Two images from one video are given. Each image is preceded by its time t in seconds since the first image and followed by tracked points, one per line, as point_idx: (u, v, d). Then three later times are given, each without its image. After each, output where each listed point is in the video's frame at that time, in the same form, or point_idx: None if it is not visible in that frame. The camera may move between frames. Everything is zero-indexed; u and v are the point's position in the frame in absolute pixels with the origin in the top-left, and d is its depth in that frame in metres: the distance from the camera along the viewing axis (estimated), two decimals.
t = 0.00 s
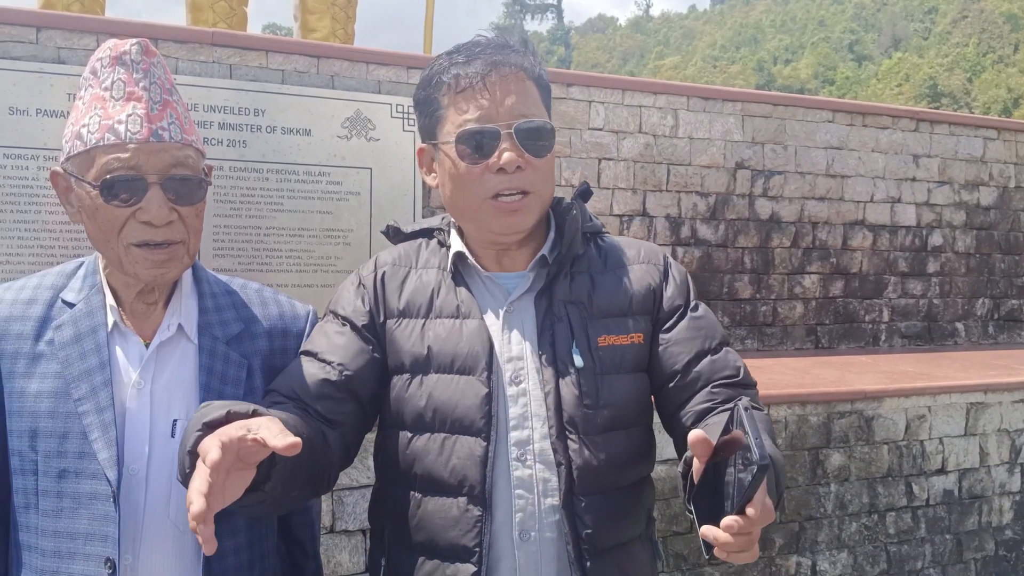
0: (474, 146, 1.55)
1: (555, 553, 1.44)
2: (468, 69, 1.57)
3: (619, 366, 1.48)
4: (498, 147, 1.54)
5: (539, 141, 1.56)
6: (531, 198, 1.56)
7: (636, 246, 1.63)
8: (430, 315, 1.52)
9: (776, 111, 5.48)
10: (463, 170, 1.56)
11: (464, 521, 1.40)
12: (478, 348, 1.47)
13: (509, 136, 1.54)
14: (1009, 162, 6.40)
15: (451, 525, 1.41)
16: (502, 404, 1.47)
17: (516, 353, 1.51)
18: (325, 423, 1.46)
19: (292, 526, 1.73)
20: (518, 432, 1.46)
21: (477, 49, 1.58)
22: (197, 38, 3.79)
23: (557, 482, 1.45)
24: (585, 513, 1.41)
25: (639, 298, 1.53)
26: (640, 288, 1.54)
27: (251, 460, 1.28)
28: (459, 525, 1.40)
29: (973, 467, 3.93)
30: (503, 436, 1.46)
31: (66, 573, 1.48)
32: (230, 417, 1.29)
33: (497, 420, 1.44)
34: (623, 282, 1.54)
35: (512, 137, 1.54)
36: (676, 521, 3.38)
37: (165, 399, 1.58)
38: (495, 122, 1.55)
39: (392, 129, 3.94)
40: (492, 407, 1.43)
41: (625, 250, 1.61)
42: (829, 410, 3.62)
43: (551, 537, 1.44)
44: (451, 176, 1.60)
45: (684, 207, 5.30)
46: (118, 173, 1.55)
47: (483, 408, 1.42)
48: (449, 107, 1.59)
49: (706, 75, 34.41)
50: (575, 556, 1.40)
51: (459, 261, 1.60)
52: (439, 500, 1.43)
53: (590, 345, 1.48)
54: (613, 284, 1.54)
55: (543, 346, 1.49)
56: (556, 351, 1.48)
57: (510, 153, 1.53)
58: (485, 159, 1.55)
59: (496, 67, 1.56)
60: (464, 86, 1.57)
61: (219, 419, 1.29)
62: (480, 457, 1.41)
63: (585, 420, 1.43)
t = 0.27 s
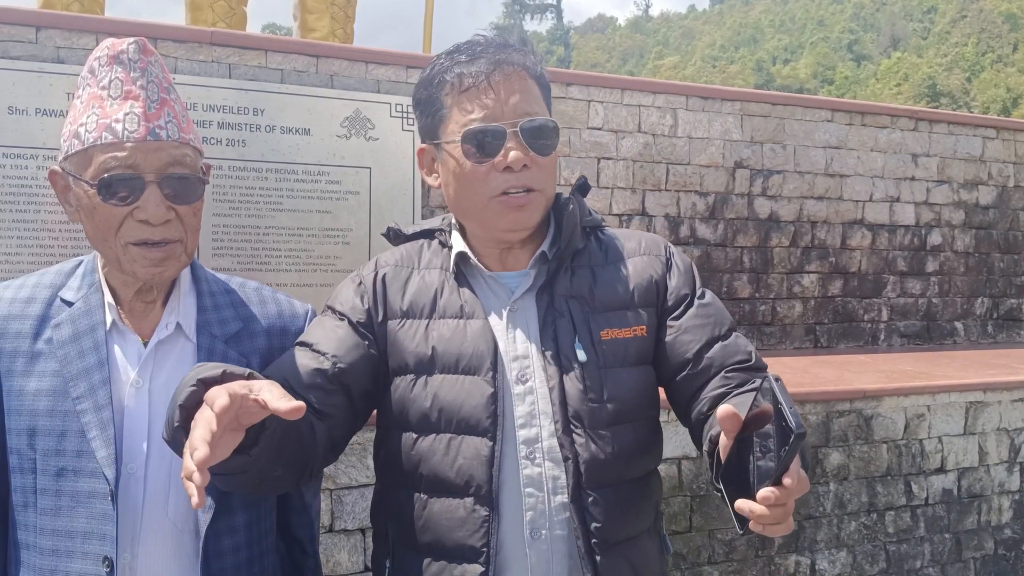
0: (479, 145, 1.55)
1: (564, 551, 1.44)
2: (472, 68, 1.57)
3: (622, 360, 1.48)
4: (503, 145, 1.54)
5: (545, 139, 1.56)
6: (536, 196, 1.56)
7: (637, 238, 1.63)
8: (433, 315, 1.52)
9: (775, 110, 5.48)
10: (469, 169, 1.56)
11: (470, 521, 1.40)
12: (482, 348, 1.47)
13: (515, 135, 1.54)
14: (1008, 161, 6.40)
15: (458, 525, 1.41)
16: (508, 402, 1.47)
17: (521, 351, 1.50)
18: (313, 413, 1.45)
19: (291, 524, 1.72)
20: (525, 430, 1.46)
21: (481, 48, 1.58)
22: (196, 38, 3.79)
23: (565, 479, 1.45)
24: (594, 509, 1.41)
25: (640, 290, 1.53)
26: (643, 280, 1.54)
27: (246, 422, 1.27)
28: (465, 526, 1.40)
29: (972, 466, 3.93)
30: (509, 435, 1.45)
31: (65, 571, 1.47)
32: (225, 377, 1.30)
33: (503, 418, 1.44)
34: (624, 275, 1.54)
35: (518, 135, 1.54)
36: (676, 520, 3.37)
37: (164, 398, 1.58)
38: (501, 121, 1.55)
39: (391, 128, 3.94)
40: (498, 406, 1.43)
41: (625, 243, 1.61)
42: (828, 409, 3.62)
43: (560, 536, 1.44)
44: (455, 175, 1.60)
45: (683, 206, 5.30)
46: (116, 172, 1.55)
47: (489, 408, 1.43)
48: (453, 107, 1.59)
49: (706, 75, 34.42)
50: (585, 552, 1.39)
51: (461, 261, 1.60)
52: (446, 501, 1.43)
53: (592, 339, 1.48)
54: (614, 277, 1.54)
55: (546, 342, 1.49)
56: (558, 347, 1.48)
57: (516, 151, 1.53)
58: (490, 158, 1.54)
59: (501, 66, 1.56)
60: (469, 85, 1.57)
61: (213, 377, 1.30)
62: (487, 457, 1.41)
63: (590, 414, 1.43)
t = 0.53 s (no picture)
0: (484, 146, 1.54)
1: (568, 552, 1.43)
2: (477, 68, 1.56)
3: (626, 359, 1.48)
4: (509, 147, 1.54)
5: (550, 142, 1.56)
6: (541, 198, 1.57)
7: (641, 236, 1.62)
8: (435, 316, 1.52)
9: (774, 110, 5.48)
10: (473, 170, 1.56)
11: (474, 523, 1.40)
12: (485, 349, 1.46)
13: (520, 136, 1.54)
14: (1007, 161, 6.41)
15: (461, 528, 1.41)
16: (511, 404, 1.46)
17: (525, 352, 1.50)
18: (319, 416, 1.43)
19: (290, 524, 1.72)
20: (529, 431, 1.46)
21: (485, 48, 1.58)
22: (195, 37, 3.79)
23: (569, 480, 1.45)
24: (599, 509, 1.40)
25: (644, 289, 1.52)
26: (647, 278, 1.53)
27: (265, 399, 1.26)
28: (469, 528, 1.40)
29: (971, 466, 3.93)
30: (513, 437, 1.45)
31: (64, 570, 1.47)
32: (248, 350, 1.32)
33: (506, 420, 1.44)
34: (628, 274, 1.54)
35: (524, 138, 1.54)
36: (675, 520, 3.37)
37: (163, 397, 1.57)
38: (506, 123, 1.54)
39: (390, 127, 3.94)
40: (502, 408, 1.43)
41: (629, 242, 1.61)
42: (827, 409, 3.62)
43: (564, 537, 1.44)
44: (458, 176, 1.60)
45: (683, 206, 5.30)
46: (116, 170, 1.55)
47: (492, 410, 1.42)
48: (457, 107, 1.59)
49: (705, 75, 34.44)
50: (590, 552, 1.39)
51: (463, 263, 1.60)
52: (450, 503, 1.42)
53: (597, 338, 1.48)
54: (618, 276, 1.53)
55: (550, 341, 1.49)
56: (563, 346, 1.48)
57: (522, 154, 1.53)
58: (496, 160, 1.54)
59: (506, 66, 1.56)
60: (473, 86, 1.56)
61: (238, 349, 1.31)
62: (490, 459, 1.40)
63: (594, 414, 1.43)
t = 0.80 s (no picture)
0: (484, 145, 1.54)
1: (568, 555, 1.43)
2: (478, 66, 1.55)
3: (626, 363, 1.48)
4: (507, 147, 1.53)
5: (549, 142, 1.56)
6: (539, 198, 1.56)
7: (644, 242, 1.62)
8: (436, 317, 1.51)
9: (774, 109, 5.48)
10: (472, 169, 1.55)
11: (477, 525, 1.39)
12: (486, 350, 1.45)
13: (519, 136, 1.53)
14: (1007, 160, 6.41)
15: (464, 530, 1.40)
16: (512, 406, 1.46)
17: (525, 354, 1.50)
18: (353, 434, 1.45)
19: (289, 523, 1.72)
20: (529, 434, 1.45)
21: (486, 46, 1.57)
22: (194, 36, 3.78)
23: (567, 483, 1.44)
24: (595, 513, 1.40)
25: (647, 295, 1.52)
26: (650, 285, 1.53)
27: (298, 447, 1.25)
28: (471, 530, 1.40)
29: (971, 465, 3.93)
30: (514, 439, 1.45)
31: (63, 568, 1.47)
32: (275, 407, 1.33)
33: (508, 422, 1.43)
34: (632, 279, 1.53)
35: (523, 138, 1.53)
36: (675, 519, 3.37)
37: (162, 395, 1.57)
38: (506, 122, 1.54)
39: (390, 127, 3.93)
40: (503, 410, 1.42)
41: (633, 246, 1.60)
42: (827, 408, 3.62)
43: (563, 539, 1.43)
44: (457, 175, 1.59)
45: (682, 206, 5.29)
46: (115, 168, 1.54)
47: (494, 412, 1.41)
48: (457, 105, 1.58)
49: (705, 75, 34.47)
50: (586, 556, 1.39)
51: (464, 262, 1.60)
52: (451, 505, 1.42)
53: (597, 341, 1.47)
54: (621, 281, 1.53)
55: (550, 343, 1.48)
56: (563, 349, 1.47)
57: (521, 154, 1.53)
58: (494, 159, 1.54)
59: (506, 64, 1.55)
60: (473, 84, 1.56)
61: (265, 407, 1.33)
62: (493, 461, 1.40)
63: (592, 418, 1.43)
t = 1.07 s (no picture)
0: (475, 145, 1.54)
1: (558, 562, 1.43)
2: (474, 66, 1.55)
3: (626, 375, 1.47)
4: (498, 147, 1.53)
5: (542, 142, 1.54)
6: (530, 199, 1.55)
7: (649, 254, 1.61)
8: (437, 318, 1.51)
9: (773, 108, 5.47)
10: (464, 169, 1.56)
11: (472, 529, 1.39)
12: (486, 354, 1.45)
13: (510, 136, 1.53)
14: (1006, 160, 6.41)
15: (459, 533, 1.40)
16: (511, 412, 1.46)
17: (522, 361, 1.49)
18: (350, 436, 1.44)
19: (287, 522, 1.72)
20: (525, 441, 1.45)
21: (484, 46, 1.57)
22: (192, 35, 3.77)
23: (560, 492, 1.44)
24: (586, 524, 1.41)
25: (649, 309, 1.51)
26: (653, 298, 1.52)
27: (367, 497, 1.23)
28: (466, 534, 1.39)
29: (970, 464, 3.93)
30: (511, 446, 1.45)
31: (60, 566, 1.46)
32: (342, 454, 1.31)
33: (506, 427, 1.43)
34: (635, 291, 1.52)
35: (513, 138, 1.53)
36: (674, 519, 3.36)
37: (160, 394, 1.56)
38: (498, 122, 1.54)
39: (388, 126, 3.93)
40: (502, 414, 1.42)
41: (639, 258, 1.59)
42: (826, 407, 3.61)
43: (554, 548, 1.43)
44: (453, 176, 1.60)
45: (681, 205, 5.29)
46: (114, 165, 1.54)
47: (493, 415, 1.41)
48: (454, 105, 1.58)
49: (704, 75, 34.48)
50: (574, 567, 1.39)
51: (467, 264, 1.59)
52: (447, 508, 1.41)
53: (597, 352, 1.47)
54: (624, 293, 1.52)
55: (549, 352, 1.48)
56: (562, 358, 1.47)
57: (510, 155, 1.52)
58: (485, 159, 1.54)
59: (502, 64, 1.55)
60: (467, 84, 1.56)
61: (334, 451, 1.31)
62: (490, 464, 1.40)
63: (588, 430, 1.42)
